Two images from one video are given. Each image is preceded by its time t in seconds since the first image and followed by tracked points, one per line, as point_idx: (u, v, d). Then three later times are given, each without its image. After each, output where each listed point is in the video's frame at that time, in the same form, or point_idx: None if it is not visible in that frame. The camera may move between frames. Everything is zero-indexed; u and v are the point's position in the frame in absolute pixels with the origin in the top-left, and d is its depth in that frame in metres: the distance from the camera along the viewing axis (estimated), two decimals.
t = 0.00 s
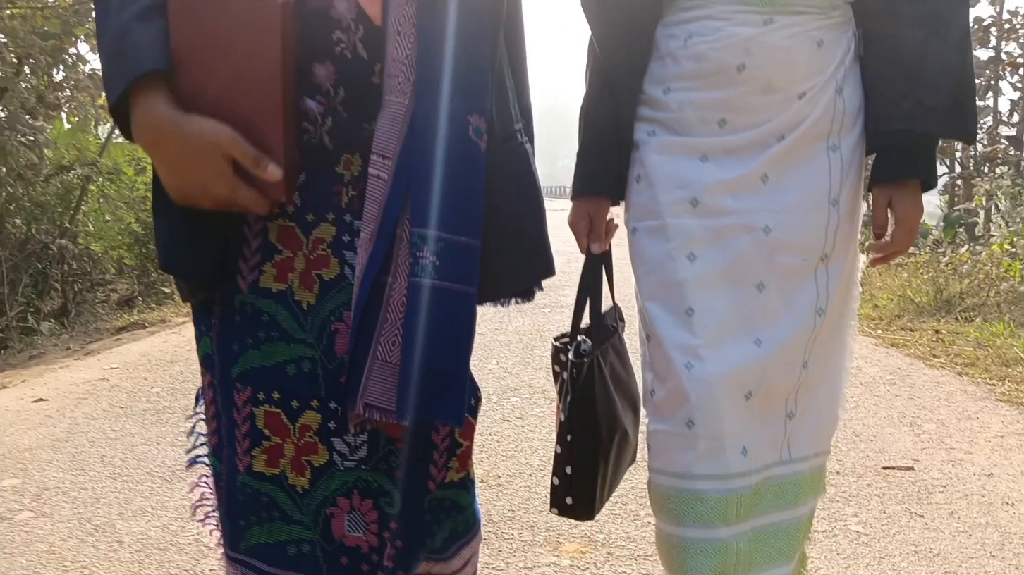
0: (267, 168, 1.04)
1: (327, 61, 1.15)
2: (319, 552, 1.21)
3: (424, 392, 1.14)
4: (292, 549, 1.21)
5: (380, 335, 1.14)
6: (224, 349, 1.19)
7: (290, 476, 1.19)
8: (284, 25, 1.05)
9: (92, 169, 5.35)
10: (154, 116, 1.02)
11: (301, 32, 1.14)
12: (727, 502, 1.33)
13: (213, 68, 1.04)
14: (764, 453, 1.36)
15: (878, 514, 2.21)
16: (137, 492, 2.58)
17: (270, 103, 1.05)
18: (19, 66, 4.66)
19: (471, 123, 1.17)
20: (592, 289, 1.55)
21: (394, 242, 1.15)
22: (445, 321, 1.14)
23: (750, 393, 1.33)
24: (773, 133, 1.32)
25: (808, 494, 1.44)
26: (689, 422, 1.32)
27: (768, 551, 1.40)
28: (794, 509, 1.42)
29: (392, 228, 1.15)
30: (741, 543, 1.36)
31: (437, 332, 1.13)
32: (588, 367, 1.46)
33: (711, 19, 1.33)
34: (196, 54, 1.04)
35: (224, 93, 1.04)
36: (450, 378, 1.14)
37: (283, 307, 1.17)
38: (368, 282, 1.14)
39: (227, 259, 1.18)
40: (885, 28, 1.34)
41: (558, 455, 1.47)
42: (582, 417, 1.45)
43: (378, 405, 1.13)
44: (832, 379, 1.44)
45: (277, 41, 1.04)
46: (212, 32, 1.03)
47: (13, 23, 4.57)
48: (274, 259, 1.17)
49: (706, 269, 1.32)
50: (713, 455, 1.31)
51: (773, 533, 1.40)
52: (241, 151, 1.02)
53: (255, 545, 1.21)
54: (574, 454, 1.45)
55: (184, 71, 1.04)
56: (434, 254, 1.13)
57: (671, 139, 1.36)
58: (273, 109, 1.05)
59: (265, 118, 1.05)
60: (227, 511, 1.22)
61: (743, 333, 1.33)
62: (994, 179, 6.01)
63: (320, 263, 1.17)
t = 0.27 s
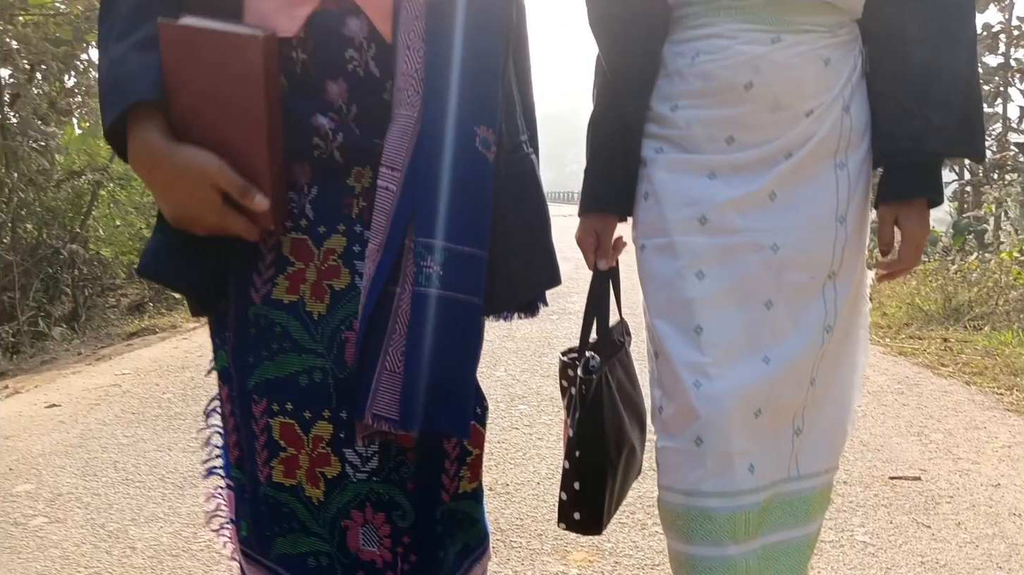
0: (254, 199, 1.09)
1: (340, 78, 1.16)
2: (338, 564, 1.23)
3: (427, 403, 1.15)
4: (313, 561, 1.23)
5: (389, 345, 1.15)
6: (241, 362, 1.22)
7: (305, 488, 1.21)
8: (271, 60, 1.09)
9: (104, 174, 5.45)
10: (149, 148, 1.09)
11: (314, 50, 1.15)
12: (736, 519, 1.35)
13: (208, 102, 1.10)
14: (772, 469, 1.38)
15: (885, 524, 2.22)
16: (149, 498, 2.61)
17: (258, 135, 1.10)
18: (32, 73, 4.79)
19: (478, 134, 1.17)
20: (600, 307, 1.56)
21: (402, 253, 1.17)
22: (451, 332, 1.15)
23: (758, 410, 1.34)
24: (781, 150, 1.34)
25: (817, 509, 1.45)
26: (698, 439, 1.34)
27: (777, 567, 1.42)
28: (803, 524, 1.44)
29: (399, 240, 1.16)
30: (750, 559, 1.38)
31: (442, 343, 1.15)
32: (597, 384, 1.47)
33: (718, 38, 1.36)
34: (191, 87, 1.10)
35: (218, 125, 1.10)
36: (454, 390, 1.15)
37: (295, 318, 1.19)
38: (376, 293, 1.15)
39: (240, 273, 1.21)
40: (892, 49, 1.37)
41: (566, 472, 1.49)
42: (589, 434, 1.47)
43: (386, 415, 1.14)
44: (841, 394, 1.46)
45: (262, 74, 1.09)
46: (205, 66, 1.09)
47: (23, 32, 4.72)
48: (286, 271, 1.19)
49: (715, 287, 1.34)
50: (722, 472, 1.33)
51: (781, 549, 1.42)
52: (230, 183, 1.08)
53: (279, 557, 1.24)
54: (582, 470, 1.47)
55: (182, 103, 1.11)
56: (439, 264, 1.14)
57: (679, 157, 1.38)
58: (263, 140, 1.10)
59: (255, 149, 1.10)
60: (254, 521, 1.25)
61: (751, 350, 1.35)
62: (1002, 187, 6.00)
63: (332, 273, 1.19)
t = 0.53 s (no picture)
0: (246, 227, 1.06)
1: (353, 95, 1.11)
2: None
3: (437, 416, 1.08)
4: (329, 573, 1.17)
5: (401, 352, 1.08)
6: (256, 372, 1.17)
7: (318, 498, 1.15)
8: (258, 86, 1.05)
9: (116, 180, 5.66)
10: (148, 173, 1.08)
11: (327, 67, 1.10)
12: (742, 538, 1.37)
13: (201, 125, 1.07)
14: (781, 488, 1.39)
15: (889, 536, 2.23)
16: (160, 504, 2.64)
17: (249, 166, 1.07)
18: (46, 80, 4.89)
19: (487, 144, 1.10)
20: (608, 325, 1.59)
21: (413, 263, 1.10)
22: (462, 340, 1.09)
23: (767, 430, 1.36)
24: (790, 169, 1.37)
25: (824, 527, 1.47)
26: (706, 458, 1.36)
27: None
28: (811, 543, 1.45)
29: (410, 249, 1.10)
30: None
31: (453, 353, 1.08)
32: (605, 402, 1.51)
33: (728, 57, 1.37)
34: (185, 111, 1.07)
35: (213, 149, 1.08)
36: (464, 399, 1.09)
37: (306, 326, 1.14)
38: (388, 301, 1.10)
39: (253, 284, 1.17)
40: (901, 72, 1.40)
41: (573, 488, 1.51)
42: (596, 448, 1.49)
43: (399, 424, 1.07)
44: (849, 412, 1.47)
45: (248, 106, 1.04)
46: (193, 94, 1.05)
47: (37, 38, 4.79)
48: (298, 280, 1.14)
49: (723, 307, 1.36)
50: (728, 491, 1.36)
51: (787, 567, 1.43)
52: (222, 210, 1.06)
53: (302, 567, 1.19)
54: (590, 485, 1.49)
55: (179, 124, 1.08)
56: (449, 273, 1.09)
57: (687, 176, 1.41)
58: (254, 169, 1.07)
59: (248, 174, 1.07)
60: (278, 534, 1.21)
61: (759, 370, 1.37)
62: (1011, 197, 6.00)
63: (344, 282, 1.13)
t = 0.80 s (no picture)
0: (238, 250, 1.06)
1: (364, 112, 1.11)
2: None
3: (448, 422, 1.08)
4: None
5: (411, 359, 1.08)
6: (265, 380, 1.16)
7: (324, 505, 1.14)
8: (251, 111, 1.04)
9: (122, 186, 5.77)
10: (142, 195, 1.07)
11: (339, 86, 1.11)
12: (746, 556, 1.38)
13: (196, 150, 1.06)
14: (784, 506, 1.41)
15: (889, 547, 2.24)
16: (165, 509, 2.66)
17: (241, 188, 1.06)
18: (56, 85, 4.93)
19: (498, 152, 1.13)
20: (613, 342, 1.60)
21: (423, 272, 1.10)
22: (473, 346, 1.09)
23: (771, 449, 1.38)
24: (794, 190, 1.39)
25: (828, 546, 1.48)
26: (710, 477, 1.37)
27: None
28: (816, 563, 1.45)
29: (420, 257, 1.09)
30: None
31: (463, 359, 1.08)
32: (607, 420, 1.53)
33: (732, 77, 1.41)
34: (179, 132, 1.06)
35: (208, 172, 1.07)
36: (476, 403, 1.09)
37: (313, 333, 1.13)
38: (398, 308, 1.08)
39: (263, 293, 1.17)
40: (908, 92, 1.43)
41: (575, 504, 1.53)
42: (597, 464, 1.51)
43: (412, 431, 1.06)
44: (852, 432, 1.49)
45: (240, 133, 1.03)
46: (189, 119, 1.05)
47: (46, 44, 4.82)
48: (306, 288, 1.13)
49: (726, 327, 1.38)
50: (732, 510, 1.37)
51: None
52: (215, 233, 1.05)
53: None
54: (592, 501, 1.51)
55: (176, 147, 1.08)
56: (457, 281, 1.09)
57: (692, 195, 1.43)
58: (246, 193, 1.06)
59: (240, 197, 1.06)
60: (290, 542, 1.19)
61: (762, 390, 1.38)
62: (1015, 208, 6.01)
63: (351, 289, 1.12)
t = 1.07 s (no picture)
0: (228, 268, 1.07)
1: (370, 126, 1.14)
2: None
3: (457, 424, 1.09)
4: None
5: (423, 364, 1.09)
6: (270, 388, 1.19)
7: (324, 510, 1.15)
8: (242, 134, 1.04)
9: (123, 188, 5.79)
10: (139, 209, 1.09)
11: (344, 101, 1.13)
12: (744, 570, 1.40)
13: (189, 167, 1.07)
14: (782, 520, 1.43)
15: (884, 552, 2.26)
16: (166, 512, 2.68)
17: (232, 206, 1.07)
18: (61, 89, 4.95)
19: (500, 155, 1.14)
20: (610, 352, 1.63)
21: (430, 277, 1.12)
22: (479, 348, 1.09)
23: (770, 464, 1.40)
24: (794, 206, 1.41)
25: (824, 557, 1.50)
26: (708, 493, 1.39)
27: None
28: None
29: (425, 263, 1.11)
30: None
31: (470, 363, 1.09)
32: (607, 432, 1.56)
33: (733, 94, 1.43)
34: (173, 148, 1.07)
35: (201, 189, 1.08)
36: (484, 407, 1.09)
37: (317, 339, 1.15)
38: (405, 313, 1.10)
39: (270, 302, 1.19)
40: (908, 109, 1.47)
41: (575, 515, 1.55)
42: (598, 475, 1.54)
43: (426, 435, 1.08)
44: (849, 445, 1.51)
45: (229, 156, 1.03)
46: (183, 139, 1.05)
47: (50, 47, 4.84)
48: (310, 295, 1.15)
49: (726, 344, 1.40)
50: (731, 525, 1.39)
51: None
52: (206, 251, 1.07)
53: None
54: (592, 512, 1.53)
55: (171, 164, 1.09)
56: (462, 283, 1.10)
57: (691, 211, 1.45)
58: (237, 212, 1.07)
59: (231, 214, 1.07)
60: (296, 550, 1.21)
61: (761, 405, 1.41)
62: (1013, 216, 6.03)
63: (355, 295, 1.14)
